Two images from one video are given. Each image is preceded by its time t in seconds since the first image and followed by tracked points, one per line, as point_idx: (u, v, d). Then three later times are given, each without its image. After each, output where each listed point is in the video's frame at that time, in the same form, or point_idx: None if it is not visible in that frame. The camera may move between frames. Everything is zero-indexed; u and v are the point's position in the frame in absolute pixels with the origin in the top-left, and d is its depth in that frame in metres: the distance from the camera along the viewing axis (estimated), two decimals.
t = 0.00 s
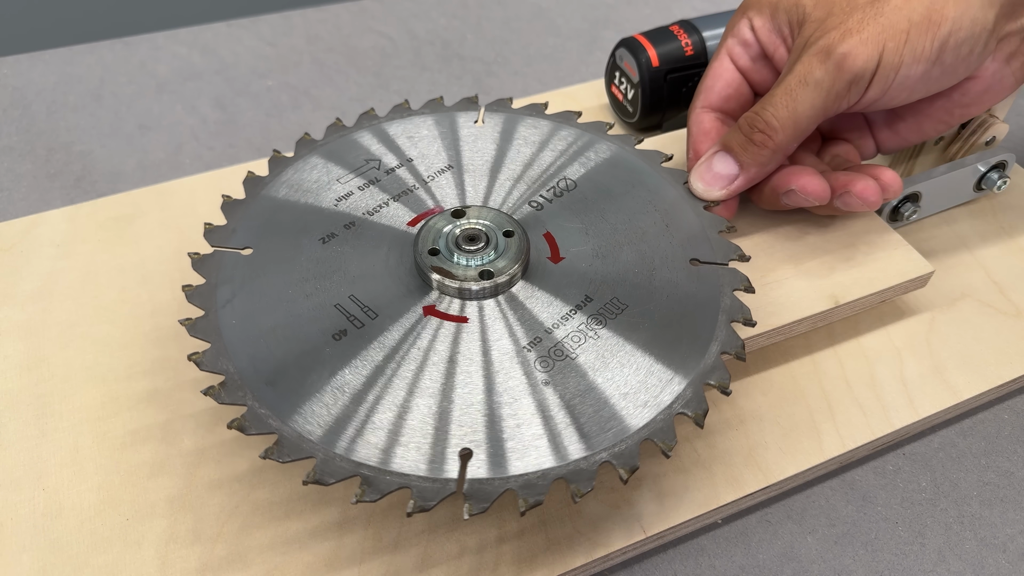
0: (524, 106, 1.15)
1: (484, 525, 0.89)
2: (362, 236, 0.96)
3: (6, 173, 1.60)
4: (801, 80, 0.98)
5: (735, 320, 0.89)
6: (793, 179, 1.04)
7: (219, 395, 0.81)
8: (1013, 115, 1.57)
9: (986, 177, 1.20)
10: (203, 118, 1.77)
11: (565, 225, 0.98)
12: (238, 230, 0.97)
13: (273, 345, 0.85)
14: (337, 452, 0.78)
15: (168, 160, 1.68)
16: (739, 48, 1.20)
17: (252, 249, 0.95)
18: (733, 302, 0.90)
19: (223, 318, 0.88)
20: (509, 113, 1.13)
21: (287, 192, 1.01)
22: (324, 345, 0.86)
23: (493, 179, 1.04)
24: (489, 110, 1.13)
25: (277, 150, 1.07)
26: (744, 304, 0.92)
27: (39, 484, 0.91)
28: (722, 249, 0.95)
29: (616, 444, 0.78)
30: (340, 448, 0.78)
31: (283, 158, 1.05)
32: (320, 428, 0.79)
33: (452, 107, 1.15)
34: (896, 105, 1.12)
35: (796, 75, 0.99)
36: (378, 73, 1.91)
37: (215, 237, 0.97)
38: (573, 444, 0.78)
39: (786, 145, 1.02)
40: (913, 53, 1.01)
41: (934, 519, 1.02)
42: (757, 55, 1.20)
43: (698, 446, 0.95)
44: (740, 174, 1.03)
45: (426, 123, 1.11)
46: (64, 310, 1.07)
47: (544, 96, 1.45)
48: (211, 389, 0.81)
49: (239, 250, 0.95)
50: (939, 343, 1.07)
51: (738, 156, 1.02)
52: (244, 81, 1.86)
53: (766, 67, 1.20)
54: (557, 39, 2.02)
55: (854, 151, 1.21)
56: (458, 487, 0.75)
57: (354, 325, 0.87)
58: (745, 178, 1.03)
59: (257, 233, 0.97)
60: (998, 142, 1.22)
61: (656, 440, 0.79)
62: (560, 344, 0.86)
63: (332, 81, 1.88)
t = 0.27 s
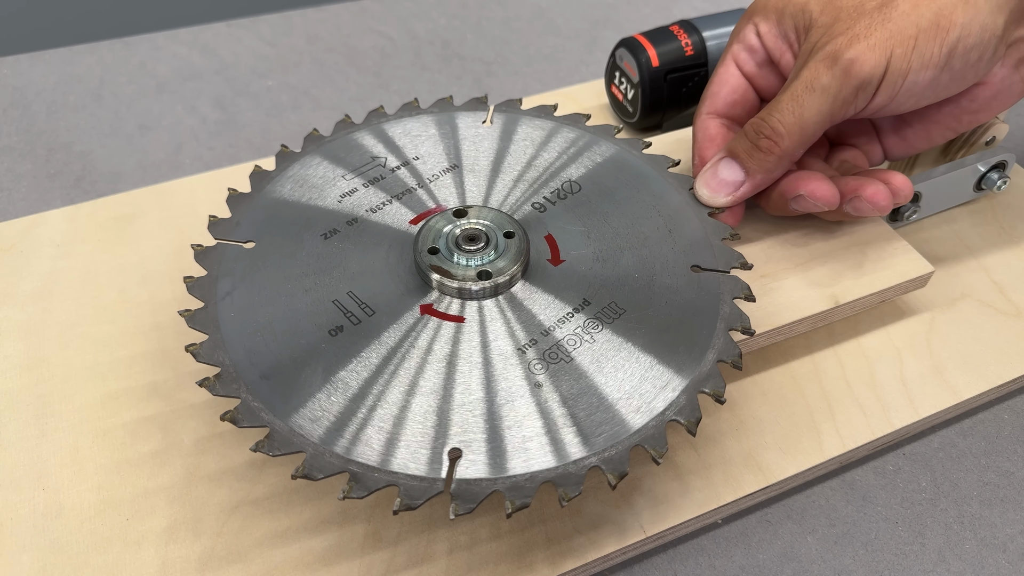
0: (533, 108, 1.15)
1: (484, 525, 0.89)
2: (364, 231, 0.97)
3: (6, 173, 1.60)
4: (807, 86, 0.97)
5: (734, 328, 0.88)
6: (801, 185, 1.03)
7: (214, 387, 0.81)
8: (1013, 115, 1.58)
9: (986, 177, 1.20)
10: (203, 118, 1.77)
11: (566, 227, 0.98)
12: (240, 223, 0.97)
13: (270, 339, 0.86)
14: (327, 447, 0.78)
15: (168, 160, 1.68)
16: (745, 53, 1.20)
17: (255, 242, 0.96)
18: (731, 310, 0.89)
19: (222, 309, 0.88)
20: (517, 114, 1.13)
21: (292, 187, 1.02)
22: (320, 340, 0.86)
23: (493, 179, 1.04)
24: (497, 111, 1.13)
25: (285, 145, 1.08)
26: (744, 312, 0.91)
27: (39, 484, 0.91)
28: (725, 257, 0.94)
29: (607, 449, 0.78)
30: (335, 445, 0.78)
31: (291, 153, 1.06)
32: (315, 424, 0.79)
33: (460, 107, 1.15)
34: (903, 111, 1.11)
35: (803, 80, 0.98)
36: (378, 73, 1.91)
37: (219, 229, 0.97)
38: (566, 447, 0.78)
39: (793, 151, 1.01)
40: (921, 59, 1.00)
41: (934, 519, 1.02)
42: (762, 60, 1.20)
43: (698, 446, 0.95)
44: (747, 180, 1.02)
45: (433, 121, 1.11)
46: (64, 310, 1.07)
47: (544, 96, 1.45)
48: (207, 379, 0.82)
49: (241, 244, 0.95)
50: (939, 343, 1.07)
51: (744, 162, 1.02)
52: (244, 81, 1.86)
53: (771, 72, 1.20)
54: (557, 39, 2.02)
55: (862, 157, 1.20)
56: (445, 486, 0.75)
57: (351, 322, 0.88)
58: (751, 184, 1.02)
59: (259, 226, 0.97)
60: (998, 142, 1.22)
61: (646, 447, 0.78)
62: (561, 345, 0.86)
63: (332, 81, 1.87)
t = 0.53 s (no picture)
0: (533, 108, 1.15)
1: (484, 525, 0.89)
2: (363, 232, 0.97)
3: (6, 173, 1.60)
4: (807, 85, 0.97)
5: (734, 328, 0.88)
6: (803, 181, 1.03)
7: (214, 387, 0.81)
8: (1013, 115, 1.58)
9: (986, 177, 1.20)
10: (203, 118, 1.77)
11: (566, 226, 0.98)
12: (241, 224, 0.97)
13: (271, 339, 0.86)
14: (328, 447, 0.78)
15: (168, 160, 1.68)
16: (745, 53, 1.20)
17: (255, 243, 0.96)
18: (732, 310, 0.89)
19: (222, 310, 0.88)
20: (517, 114, 1.13)
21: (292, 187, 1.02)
22: (321, 340, 0.86)
23: (492, 179, 1.04)
24: (497, 111, 1.13)
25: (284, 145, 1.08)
26: (745, 312, 0.90)
27: (39, 484, 0.91)
28: (725, 257, 0.94)
29: (607, 449, 0.78)
30: (338, 446, 0.78)
31: (291, 154, 1.06)
32: (317, 425, 0.79)
33: (461, 106, 1.15)
34: (904, 110, 1.11)
35: (802, 80, 0.98)
36: (378, 73, 1.91)
37: (218, 230, 0.97)
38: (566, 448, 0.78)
39: (793, 151, 1.01)
40: (921, 59, 1.00)
41: (934, 519, 1.02)
42: (762, 60, 1.20)
43: (698, 446, 0.95)
44: (746, 180, 1.02)
45: (434, 121, 1.11)
46: (64, 310, 1.07)
47: (544, 96, 1.45)
48: (207, 380, 0.82)
49: (241, 244, 0.95)
50: (939, 343, 1.07)
51: (743, 162, 1.02)
52: (244, 81, 1.86)
53: (771, 72, 1.20)
54: (557, 39, 2.02)
55: (864, 156, 1.20)
56: (446, 486, 0.75)
57: (351, 322, 0.88)
58: (750, 183, 1.03)
59: (258, 227, 0.97)
60: (998, 142, 1.22)
61: (646, 446, 0.78)
62: (561, 344, 0.86)
63: (332, 81, 1.88)
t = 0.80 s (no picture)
0: (554, 113, 1.14)
1: (484, 527, 0.88)
2: (368, 225, 0.98)
3: (6, 173, 1.60)
4: (820, 98, 0.96)
5: (728, 347, 0.86)
6: (823, 195, 1.01)
7: (203, 367, 0.83)
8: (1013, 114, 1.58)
9: (986, 177, 1.20)
10: (203, 118, 1.77)
11: (570, 232, 0.97)
12: (252, 207, 1.00)
13: (264, 327, 0.87)
14: (305, 434, 0.79)
15: (168, 160, 1.68)
16: (756, 66, 1.19)
17: (262, 229, 0.97)
18: (729, 328, 0.88)
19: (222, 293, 0.90)
20: (533, 116, 1.13)
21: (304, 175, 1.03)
22: (313, 329, 0.87)
23: (493, 177, 1.04)
24: (514, 113, 1.13)
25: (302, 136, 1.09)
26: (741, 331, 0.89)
27: (39, 484, 0.91)
28: (728, 274, 0.93)
29: (583, 460, 0.77)
30: (322, 437, 0.79)
31: (307, 145, 1.07)
32: (302, 413, 0.80)
33: (479, 107, 1.15)
34: (920, 123, 1.10)
35: (816, 93, 0.97)
36: (378, 73, 1.91)
37: (228, 214, 0.99)
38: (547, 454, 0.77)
39: (807, 164, 0.99)
40: (938, 71, 0.98)
41: (934, 519, 1.02)
42: (773, 73, 1.18)
43: (698, 446, 0.95)
44: (760, 194, 1.01)
45: (449, 121, 1.11)
46: (64, 310, 1.07)
47: (544, 96, 1.45)
48: (198, 359, 0.83)
49: (249, 228, 0.97)
50: (939, 343, 1.07)
51: (756, 176, 1.00)
52: (244, 81, 1.86)
53: (783, 85, 1.19)
54: (557, 39, 2.02)
55: (881, 169, 1.19)
56: (416, 484, 0.76)
57: (344, 313, 0.88)
58: (764, 198, 1.01)
59: (269, 211, 0.99)
60: (998, 143, 1.22)
61: (622, 460, 0.77)
62: (558, 344, 0.86)
63: (332, 80, 1.88)
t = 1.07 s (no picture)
0: (551, 112, 1.14)
1: (484, 526, 0.88)
2: (368, 225, 0.98)
3: (6, 173, 1.60)
4: (819, 96, 0.96)
5: (728, 345, 0.86)
6: (821, 192, 1.01)
7: (204, 369, 0.83)
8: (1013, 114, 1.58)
9: (986, 177, 1.20)
10: (203, 118, 1.77)
11: (569, 232, 0.97)
12: (250, 209, 0.99)
13: (264, 328, 0.87)
14: (308, 437, 0.79)
15: (169, 160, 1.68)
16: (755, 65, 1.19)
17: (261, 230, 0.97)
18: (729, 326, 0.88)
19: (221, 295, 0.90)
20: (531, 116, 1.13)
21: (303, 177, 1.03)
22: (313, 330, 0.87)
23: (493, 177, 1.04)
24: (512, 113, 1.13)
25: (299, 137, 1.09)
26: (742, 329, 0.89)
27: (39, 484, 0.91)
28: (728, 272, 0.93)
29: (586, 458, 0.77)
30: (322, 438, 0.78)
31: (305, 146, 1.07)
32: (301, 414, 0.80)
33: (477, 106, 1.15)
34: (918, 122, 1.10)
35: (814, 91, 0.96)
36: (378, 73, 1.91)
37: (227, 216, 0.98)
38: (549, 454, 0.77)
39: (805, 163, 0.99)
40: (936, 69, 0.97)
41: (934, 519, 1.02)
42: (773, 72, 1.18)
43: (698, 446, 0.95)
44: (758, 193, 1.01)
45: (447, 121, 1.11)
46: (64, 310, 1.07)
47: (544, 96, 1.45)
48: (199, 362, 0.83)
49: (248, 230, 0.97)
50: (939, 343, 1.07)
51: (754, 175, 1.00)
52: (244, 81, 1.86)
53: (783, 84, 1.19)
54: (557, 39, 2.02)
55: (880, 167, 1.18)
56: (420, 484, 0.76)
57: (345, 314, 0.88)
58: (762, 197, 1.01)
59: (268, 212, 0.99)
60: (997, 142, 1.22)
61: (625, 459, 0.77)
62: (559, 344, 0.86)
63: (332, 81, 1.88)
